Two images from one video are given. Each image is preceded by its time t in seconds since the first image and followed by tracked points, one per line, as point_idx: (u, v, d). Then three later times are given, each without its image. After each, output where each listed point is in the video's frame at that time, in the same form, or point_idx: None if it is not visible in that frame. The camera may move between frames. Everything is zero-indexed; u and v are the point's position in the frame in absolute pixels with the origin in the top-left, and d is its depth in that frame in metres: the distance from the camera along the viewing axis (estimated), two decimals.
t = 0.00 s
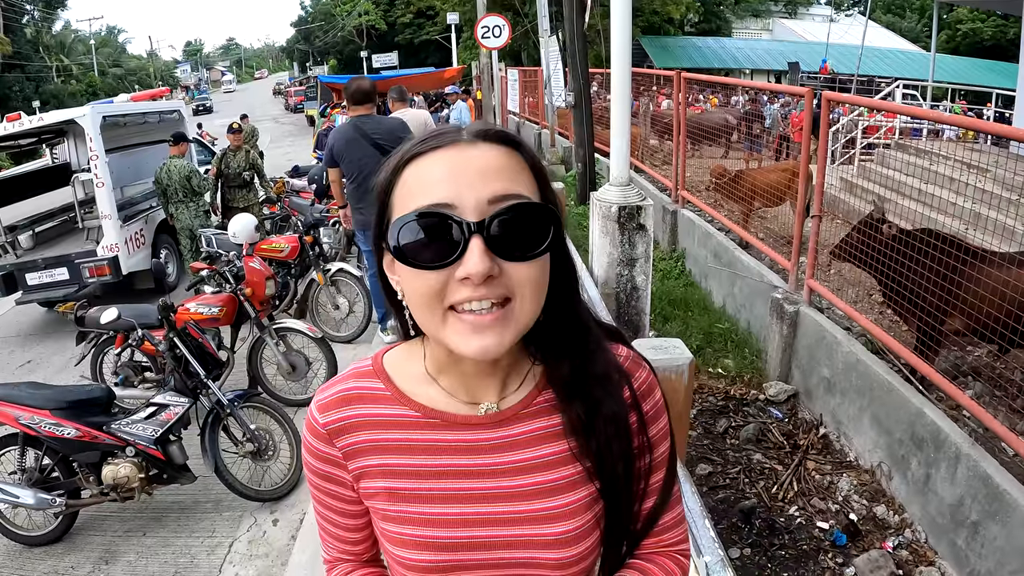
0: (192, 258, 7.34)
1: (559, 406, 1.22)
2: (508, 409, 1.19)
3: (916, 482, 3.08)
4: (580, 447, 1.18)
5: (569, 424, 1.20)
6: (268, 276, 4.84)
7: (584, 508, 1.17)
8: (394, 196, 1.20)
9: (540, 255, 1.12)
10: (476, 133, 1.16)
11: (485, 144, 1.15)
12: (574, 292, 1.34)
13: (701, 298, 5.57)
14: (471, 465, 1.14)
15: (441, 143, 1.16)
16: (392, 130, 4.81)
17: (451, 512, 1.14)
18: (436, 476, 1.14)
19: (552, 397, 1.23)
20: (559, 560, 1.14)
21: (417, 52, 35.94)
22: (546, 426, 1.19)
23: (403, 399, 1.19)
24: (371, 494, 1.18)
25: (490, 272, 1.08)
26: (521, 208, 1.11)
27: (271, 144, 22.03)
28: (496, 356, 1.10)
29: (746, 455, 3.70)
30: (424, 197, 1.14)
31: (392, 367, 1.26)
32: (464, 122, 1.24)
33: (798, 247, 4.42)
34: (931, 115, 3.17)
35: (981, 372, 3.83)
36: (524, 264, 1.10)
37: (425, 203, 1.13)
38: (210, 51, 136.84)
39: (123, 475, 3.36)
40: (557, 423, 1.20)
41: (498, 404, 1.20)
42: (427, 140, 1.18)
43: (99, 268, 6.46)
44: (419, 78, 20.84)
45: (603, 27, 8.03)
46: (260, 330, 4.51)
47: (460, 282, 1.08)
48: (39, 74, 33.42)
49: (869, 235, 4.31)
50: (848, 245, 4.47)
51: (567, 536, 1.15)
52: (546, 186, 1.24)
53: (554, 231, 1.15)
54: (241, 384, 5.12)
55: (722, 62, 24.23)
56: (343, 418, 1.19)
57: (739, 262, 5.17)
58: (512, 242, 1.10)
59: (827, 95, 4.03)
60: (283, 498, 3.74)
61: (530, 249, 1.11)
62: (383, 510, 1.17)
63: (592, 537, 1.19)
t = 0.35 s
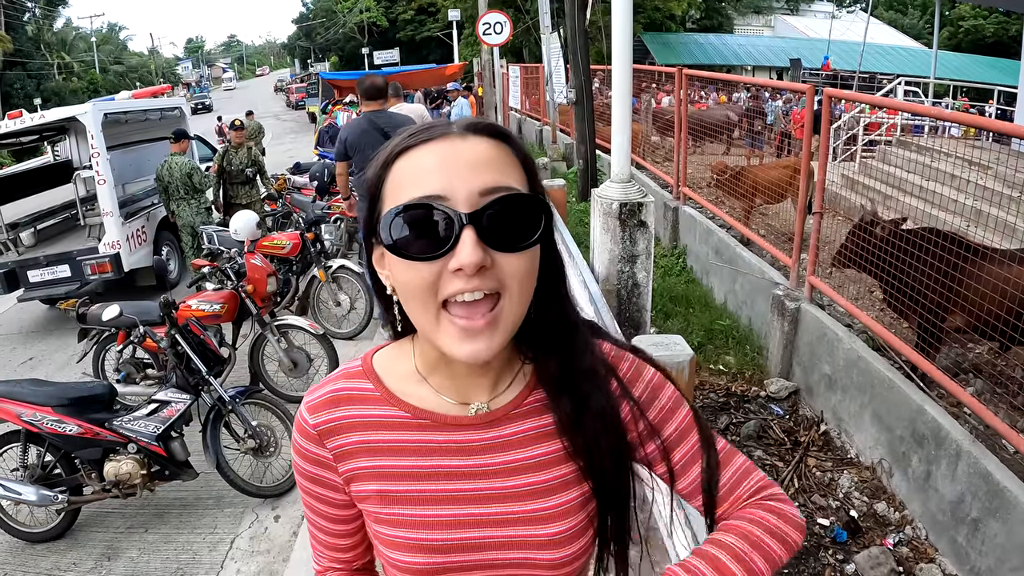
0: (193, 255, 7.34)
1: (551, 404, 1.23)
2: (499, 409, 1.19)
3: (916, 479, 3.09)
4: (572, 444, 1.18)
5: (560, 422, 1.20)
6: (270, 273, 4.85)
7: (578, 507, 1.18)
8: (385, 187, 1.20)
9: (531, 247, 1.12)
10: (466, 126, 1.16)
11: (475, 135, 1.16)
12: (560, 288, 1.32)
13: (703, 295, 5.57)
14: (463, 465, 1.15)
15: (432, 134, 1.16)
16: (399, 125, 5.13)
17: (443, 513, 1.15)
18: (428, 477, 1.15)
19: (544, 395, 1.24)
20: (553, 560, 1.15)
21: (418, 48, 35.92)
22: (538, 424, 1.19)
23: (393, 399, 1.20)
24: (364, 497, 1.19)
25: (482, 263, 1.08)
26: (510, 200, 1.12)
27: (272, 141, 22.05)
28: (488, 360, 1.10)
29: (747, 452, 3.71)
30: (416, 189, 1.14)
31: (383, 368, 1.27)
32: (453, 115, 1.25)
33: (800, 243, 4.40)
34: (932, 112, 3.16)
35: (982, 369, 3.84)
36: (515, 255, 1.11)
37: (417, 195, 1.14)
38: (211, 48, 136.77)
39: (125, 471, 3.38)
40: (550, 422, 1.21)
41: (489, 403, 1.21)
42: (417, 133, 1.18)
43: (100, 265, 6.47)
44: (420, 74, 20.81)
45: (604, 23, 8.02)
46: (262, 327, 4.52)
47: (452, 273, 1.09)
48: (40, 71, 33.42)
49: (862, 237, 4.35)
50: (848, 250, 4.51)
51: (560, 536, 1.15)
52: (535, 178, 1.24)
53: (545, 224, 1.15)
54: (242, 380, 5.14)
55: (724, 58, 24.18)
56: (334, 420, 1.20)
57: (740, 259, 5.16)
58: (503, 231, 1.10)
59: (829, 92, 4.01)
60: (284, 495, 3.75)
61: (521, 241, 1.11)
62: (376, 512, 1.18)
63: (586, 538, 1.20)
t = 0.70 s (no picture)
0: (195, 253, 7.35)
1: (538, 401, 1.24)
2: (487, 411, 1.20)
3: (917, 478, 3.09)
4: (561, 443, 1.20)
5: (548, 421, 1.21)
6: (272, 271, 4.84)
7: (571, 506, 1.18)
8: (366, 188, 1.20)
9: (515, 242, 1.13)
10: (446, 125, 1.17)
11: (455, 132, 1.17)
12: (541, 281, 1.37)
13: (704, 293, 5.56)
14: (452, 471, 1.15)
15: (412, 134, 1.17)
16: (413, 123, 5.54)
17: (434, 520, 1.15)
18: (417, 484, 1.15)
19: (532, 395, 1.25)
20: (547, 561, 1.15)
21: (419, 47, 35.90)
22: (526, 425, 1.20)
23: (378, 409, 1.20)
24: (355, 509, 1.19)
25: (469, 259, 1.08)
26: (493, 196, 1.13)
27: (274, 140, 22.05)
28: (475, 340, 1.11)
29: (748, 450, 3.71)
30: (398, 187, 1.14)
31: (365, 378, 1.27)
32: (429, 115, 1.25)
33: (801, 242, 4.38)
34: (933, 111, 3.16)
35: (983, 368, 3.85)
36: (499, 250, 1.12)
37: (400, 194, 1.14)
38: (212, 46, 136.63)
39: (127, 469, 3.38)
40: (539, 422, 1.22)
41: (476, 406, 1.22)
42: (397, 133, 1.19)
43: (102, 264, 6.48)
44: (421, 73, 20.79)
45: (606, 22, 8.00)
46: (263, 325, 4.52)
47: (439, 270, 1.09)
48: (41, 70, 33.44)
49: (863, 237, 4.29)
50: (848, 251, 4.45)
51: (554, 536, 1.15)
52: (514, 175, 1.25)
53: (528, 218, 1.16)
54: (243, 379, 5.14)
55: (725, 56, 24.13)
56: (318, 436, 1.20)
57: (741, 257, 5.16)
58: (487, 225, 1.11)
59: (830, 90, 4.00)
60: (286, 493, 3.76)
61: (506, 236, 1.12)
62: (367, 524, 1.19)
63: (580, 537, 1.20)
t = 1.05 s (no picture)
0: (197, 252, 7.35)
1: (532, 401, 1.24)
2: (481, 411, 1.20)
3: (918, 476, 3.09)
4: (556, 442, 1.20)
5: (542, 421, 1.22)
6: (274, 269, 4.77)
7: (566, 505, 1.19)
8: (354, 191, 1.20)
9: (505, 242, 1.14)
10: (433, 125, 1.17)
11: (443, 133, 1.17)
12: (531, 281, 1.37)
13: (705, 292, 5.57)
14: (448, 472, 1.16)
15: (399, 136, 1.16)
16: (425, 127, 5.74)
17: (430, 522, 1.15)
18: (413, 486, 1.15)
19: (525, 395, 1.25)
20: (544, 560, 1.16)
21: (421, 45, 35.85)
22: (520, 425, 1.21)
23: (371, 412, 1.20)
24: (350, 514, 1.19)
25: (459, 261, 1.09)
26: (482, 197, 1.13)
27: (276, 138, 22.05)
28: (467, 341, 1.11)
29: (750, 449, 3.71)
30: (387, 189, 1.14)
31: (357, 382, 1.27)
32: (415, 115, 1.25)
33: (801, 241, 4.38)
34: (935, 110, 3.16)
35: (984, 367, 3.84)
36: (489, 251, 1.12)
37: (388, 196, 1.14)
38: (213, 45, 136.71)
39: (130, 467, 3.39)
40: (533, 421, 1.22)
41: (470, 406, 1.22)
42: (384, 134, 1.18)
43: (104, 263, 6.48)
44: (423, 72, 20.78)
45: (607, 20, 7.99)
46: (265, 324, 4.53)
47: (429, 272, 1.09)
48: (42, 69, 33.44)
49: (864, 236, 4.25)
50: (848, 253, 4.40)
51: (550, 536, 1.16)
52: (502, 173, 1.26)
53: (517, 218, 1.17)
54: (245, 377, 5.15)
55: (727, 55, 24.08)
56: (311, 441, 1.19)
57: (743, 255, 5.16)
58: (477, 226, 1.12)
59: (831, 89, 4.00)
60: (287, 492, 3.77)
61: (497, 236, 1.13)
62: (364, 528, 1.18)
63: (576, 536, 1.21)
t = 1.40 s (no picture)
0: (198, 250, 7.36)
1: (535, 400, 1.25)
2: (484, 410, 1.21)
3: (919, 475, 3.09)
4: (557, 442, 1.21)
5: (544, 420, 1.23)
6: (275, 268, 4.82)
7: (567, 505, 1.19)
8: (359, 191, 1.20)
9: (511, 243, 1.14)
10: (438, 126, 1.17)
11: (448, 134, 1.17)
12: (535, 279, 1.37)
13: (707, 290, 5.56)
14: (448, 471, 1.16)
15: (404, 136, 1.17)
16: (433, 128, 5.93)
17: (430, 521, 1.16)
18: (414, 484, 1.16)
19: (528, 395, 1.26)
20: (544, 560, 1.16)
21: (422, 44, 35.82)
22: (522, 424, 1.21)
23: (373, 409, 1.20)
24: (350, 511, 1.19)
25: (464, 262, 1.09)
26: (487, 198, 1.13)
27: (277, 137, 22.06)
28: (470, 342, 1.12)
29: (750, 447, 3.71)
30: (391, 190, 1.14)
31: (360, 378, 1.27)
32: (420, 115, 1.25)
33: (802, 239, 4.37)
34: (936, 108, 3.16)
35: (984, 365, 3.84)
36: (493, 251, 1.13)
37: (393, 196, 1.14)
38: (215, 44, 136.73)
39: (132, 465, 3.40)
40: (537, 420, 1.23)
41: (473, 405, 1.22)
42: (388, 135, 1.18)
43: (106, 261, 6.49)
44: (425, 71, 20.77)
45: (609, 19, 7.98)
46: (267, 322, 4.54)
47: (433, 273, 1.09)
48: (43, 67, 33.43)
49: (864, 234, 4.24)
50: (848, 252, 4.39)
51: (550, 536, 1.17)
52: (506, 174, 1.26)
53: (522, 221, 1.17)
54: (247, 375, 5.16)
55: (729, 53, 24.04)
56: (312, 436, 1.19)
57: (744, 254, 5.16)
58: (482, 227, 1.12)
59: (833, 87, 4.00)
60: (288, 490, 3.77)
61: (502, 238, 1.13)
62: (363, 526, 1.18)
63: (576, 536, 1.21)
